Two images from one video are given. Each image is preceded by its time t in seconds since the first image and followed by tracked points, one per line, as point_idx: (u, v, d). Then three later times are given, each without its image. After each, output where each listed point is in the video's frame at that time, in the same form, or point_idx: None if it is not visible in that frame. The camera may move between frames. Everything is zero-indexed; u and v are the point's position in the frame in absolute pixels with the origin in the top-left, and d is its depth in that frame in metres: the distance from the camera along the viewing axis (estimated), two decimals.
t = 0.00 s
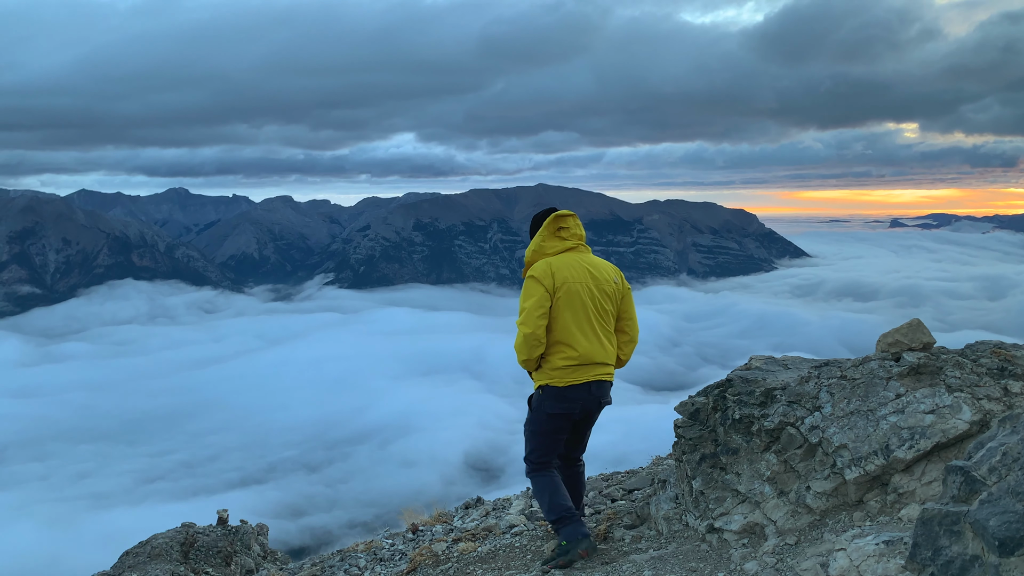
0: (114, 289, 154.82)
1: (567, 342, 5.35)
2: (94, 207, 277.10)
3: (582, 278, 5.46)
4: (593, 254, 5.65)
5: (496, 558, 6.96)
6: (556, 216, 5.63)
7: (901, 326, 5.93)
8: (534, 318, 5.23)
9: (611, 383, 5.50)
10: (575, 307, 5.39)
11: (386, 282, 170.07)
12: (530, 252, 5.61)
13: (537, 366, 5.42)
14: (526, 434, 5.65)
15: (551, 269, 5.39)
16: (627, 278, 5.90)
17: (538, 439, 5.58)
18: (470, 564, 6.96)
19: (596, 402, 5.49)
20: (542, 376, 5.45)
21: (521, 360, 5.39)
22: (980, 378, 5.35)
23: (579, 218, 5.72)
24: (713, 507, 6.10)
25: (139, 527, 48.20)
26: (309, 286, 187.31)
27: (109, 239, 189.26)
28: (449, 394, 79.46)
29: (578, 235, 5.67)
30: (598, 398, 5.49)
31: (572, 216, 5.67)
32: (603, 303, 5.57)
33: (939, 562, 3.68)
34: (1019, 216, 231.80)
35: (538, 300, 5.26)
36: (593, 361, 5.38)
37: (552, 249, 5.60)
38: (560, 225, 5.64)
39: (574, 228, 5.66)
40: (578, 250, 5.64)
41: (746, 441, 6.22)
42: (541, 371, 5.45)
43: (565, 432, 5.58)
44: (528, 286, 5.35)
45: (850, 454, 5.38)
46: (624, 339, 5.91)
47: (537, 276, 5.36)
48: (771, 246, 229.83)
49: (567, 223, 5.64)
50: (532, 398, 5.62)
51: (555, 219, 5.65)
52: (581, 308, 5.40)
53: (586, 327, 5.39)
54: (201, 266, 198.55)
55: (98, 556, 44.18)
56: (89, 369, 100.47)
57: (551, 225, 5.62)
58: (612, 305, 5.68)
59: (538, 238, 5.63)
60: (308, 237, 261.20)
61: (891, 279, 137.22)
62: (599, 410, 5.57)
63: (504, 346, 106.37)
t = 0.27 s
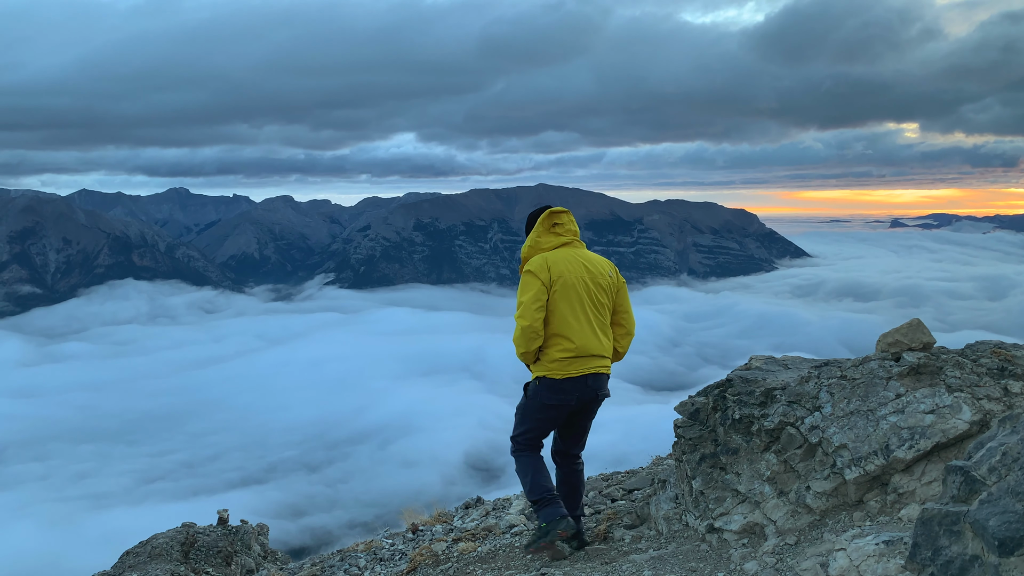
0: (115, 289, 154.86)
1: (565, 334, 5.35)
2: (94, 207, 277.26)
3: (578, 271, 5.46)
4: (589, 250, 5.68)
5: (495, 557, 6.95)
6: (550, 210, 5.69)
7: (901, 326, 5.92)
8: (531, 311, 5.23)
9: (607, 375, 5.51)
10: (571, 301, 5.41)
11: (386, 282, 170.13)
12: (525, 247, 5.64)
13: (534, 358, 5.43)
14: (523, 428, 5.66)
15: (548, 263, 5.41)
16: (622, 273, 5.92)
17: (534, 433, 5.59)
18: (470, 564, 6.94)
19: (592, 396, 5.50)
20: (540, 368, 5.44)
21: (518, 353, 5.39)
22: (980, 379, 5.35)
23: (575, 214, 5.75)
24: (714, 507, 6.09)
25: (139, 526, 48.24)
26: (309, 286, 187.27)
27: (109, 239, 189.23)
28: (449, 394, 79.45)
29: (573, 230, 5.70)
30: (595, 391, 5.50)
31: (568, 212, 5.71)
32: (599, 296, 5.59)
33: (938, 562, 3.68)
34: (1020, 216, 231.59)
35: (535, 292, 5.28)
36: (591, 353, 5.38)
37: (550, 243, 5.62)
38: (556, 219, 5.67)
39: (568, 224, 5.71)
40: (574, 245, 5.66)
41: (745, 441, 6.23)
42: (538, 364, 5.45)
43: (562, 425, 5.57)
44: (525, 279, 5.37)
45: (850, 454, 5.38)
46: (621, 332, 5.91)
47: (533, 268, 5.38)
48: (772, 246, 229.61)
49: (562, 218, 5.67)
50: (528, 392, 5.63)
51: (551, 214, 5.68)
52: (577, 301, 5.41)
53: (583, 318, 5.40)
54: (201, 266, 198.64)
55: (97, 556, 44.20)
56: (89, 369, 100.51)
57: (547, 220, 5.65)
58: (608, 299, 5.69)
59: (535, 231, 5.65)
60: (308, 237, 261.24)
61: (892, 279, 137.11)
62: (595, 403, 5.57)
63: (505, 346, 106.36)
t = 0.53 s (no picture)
0: (115, 289, 154.98)
1: (563, 331, 5.35)
2: (96, 207, 277.54)
3: (573, 270, 5.46)
4: (585, 249, 5.67)
5: (495, 555, 6.97)
6: (548, 207, 5.66)
7: (901, 326, 5.93)
8: (529, 308, 5.24)
9: (602, 373, 5.51)
10: (568, 299, 5.40)
11: (387, 282, 170.20)
12: (524, 244, 5.62)
13: (531, 356, 5.42)
14: (520, 427, 5.68)
15: (544, 261, 5.41)
16: (619, 272, 5.92)
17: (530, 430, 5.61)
18: (470, 563, 6.93)
19: (588, 392, 5.50)
20: (536, 366, 5.44)
21: (516, 352, 5.39)
22: (981, 379, 5.35)
23: (571, 214, 5.75)
24: (714, 506, 6.09)
25: (139, 526, 48.24)
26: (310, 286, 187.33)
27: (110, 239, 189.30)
28: (450, 394, 79.48)
29: (569, 229, 5.70)
30: (591, 388, 5.49)
31: (564, 211, 5.70)
32: (594, 294, 5.59)
33: (939, 562, 3.67)
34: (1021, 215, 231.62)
35: (532, 290, 5.27)
36: (586, 350, 5.39)
37: (546, 242, 5.62)
38: (553, 217, 5.66)
39: (564, 222, 5.70)
40: (570, 243, 5.66)
41: (745, 441, 6.23)
42: (535, 362, 5.44)
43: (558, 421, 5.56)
44: (522, 277, 5.38)
45: (850, 455, 5.38)
46: (617, 330, 5.91)
47: (531, 266, 5.37)
48: (772, 246, 229.62)
49: (559, 216, 5.66)
50: (525, 389, 5.62)
51: (546, 213, 5.68)
52: (574, 300, 5.40)
53: (579, 315, 5.41)
54: (202, 266, 198.74)
55: (97, 556, 44.18)
56: (89, 369, 100.57)
57: (542, 219, 5.66)
58: (604, 297, 5.69)
59: (531, 229, 5.63)
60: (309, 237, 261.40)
61: (893, 279, 137.08)
62: (591, 400, 5.58)
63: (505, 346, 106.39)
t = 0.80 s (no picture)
0: (116, 289, 155.07)
1: (556, 335, 5.36)
2: (96, 207, 277.47)
3: (567, 274, 5.46)
4: (579, 252, 5.68)
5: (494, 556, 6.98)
6: (540, 211, 5.67)
7: (902, 327, 5.92)
8: (522, 314, 5.24)
9: (595, 375, 5.53)
10: (560, 303, 5.40)
11: (387, 282, 170.33)
12: (517, 249, 5.63)
13: (525, 359, 5.43)
14: (516, 429, 5.68)
15: (537, 266, 5.42)
16: (612, 275, 5.91)
17: (524, 432, 5.62)
18: (471, 563, 6.91)
19: (582, 394, 5.52)
20: (531, 369, 5.44)
21: (510, 356, 5.40)
22: (980, 379, 5.37)
23: (564, 217, 5.74)
24: (715, 506, 6.09)
25: (140, 526, 48.24)
26: (310, 286, 187.34)
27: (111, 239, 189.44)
28: (450, 394, 79.53)
29: (563, 232, 5.70)
30: (586, 390, 5.51)
31: (557, 214, 5.70)
32: (588, 298, 5.59)
33: (941, 562, 3.66)
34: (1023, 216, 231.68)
35: (525, 294, 5.29)
36: (579, 353, 5.41)
37: (539, 247, 5.62)
38: (546, 221, 5.66)
39: (557, 226, 5.70)
40: (563, 247, 5.67)
41: (746, 442, 6.24)
42: (529, 366, 5.45)
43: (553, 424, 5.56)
44: (517, 281, 5.38)
45: (851, 454, 5.39)
46: (610, 333, 5.92)
47: (523, 272, 5.38)
48: (773, 246, 229.68)
49: (551, 221, 5.68)
50: (520, 392, 5.63)
51: (540, 216, 5.68)
52: (567, 304, 5.41)
53: (572, 318, 5.41)
54: (203, 266, 198.86)
55: (97, 556, 44.16)
56: (90, 369, 100.63)
57: (535, 223, 5.65)
58: (596, 301, 5.70)
59: (524, 233, 5.65)
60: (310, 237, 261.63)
61: (894, 279, 137.06)
62: (585, 402, 5.59)
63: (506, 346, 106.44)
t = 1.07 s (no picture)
0: (118, 289, 155.18)
1: (545, 341, 5.37)
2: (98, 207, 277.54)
3: (555, 280, 5.47)
4: (567, 258, 5.69)
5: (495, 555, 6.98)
6: (528, 218, 5.67)
7: (903, 327, 5.92)
8: (511, 320, 5.25)
9: (586, 380, 5.54)
10: (548, 309, 5.40)
11: (388, 281, 170.38)
12: (505, 257, 5.63)
13: (515, 365, 5.43)
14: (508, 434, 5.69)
15: (524, 273, 5.43)
16: (601, 279, 5.91)
17: (517, 436, 5.64)
18: (472, 564, 6.91)
19: (573, 397, 5.53)
20: (522, 374, 5.45)
21: (500, 361, 5.42)
22: (983, 379, 5.36)
23: (553, 223, 5.74)
24: (716, 506, 6.09)
25: (141, 526, 48.24)
26: (312, 286, 187.46)
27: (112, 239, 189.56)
28: (451, 393, 79.57)
29: (551, 237, 5.70)
30: (578, 394, 5.51)
31: (546, 219, 5.70)
32: (577, 303, 5.58)
33: (940, 562, 3.67)
34: None
35: (512, 303, 5.30)
36: (569, 358, 5.42)
37: (527, 254, 5.62)
38: (534, 227, 5.67)
39: (546, 232, 5.69)
40: (552, 253, 5.66)
41: (747, 442, 6.25)
42: (520, 371, 5.46)
43: (545, 427, 5.56)
44: (505, 288, 5.39)
45: (852, 454, 5.39)
46: (601, 336, 5.92)
47: (511, 280, 5.39)
48: (774, 246, 229.76)
49: (540, 227, 5.67)
50: (512, 397, 5.64)
51: (528, 222, 5.67)
52: (556, 310, 5.42)
53: (561, 323, 5.42)
54: (204, 266, 198.92)
55: (98, 556, 44.16)
56: (91, 369, 100.69)
57: (523, 230, 5.65)
58: (586, 307, 5.70)
59: (512, 241, 5.64)
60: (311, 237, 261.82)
61: (895, 279, 137.07)
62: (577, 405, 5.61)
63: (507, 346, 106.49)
